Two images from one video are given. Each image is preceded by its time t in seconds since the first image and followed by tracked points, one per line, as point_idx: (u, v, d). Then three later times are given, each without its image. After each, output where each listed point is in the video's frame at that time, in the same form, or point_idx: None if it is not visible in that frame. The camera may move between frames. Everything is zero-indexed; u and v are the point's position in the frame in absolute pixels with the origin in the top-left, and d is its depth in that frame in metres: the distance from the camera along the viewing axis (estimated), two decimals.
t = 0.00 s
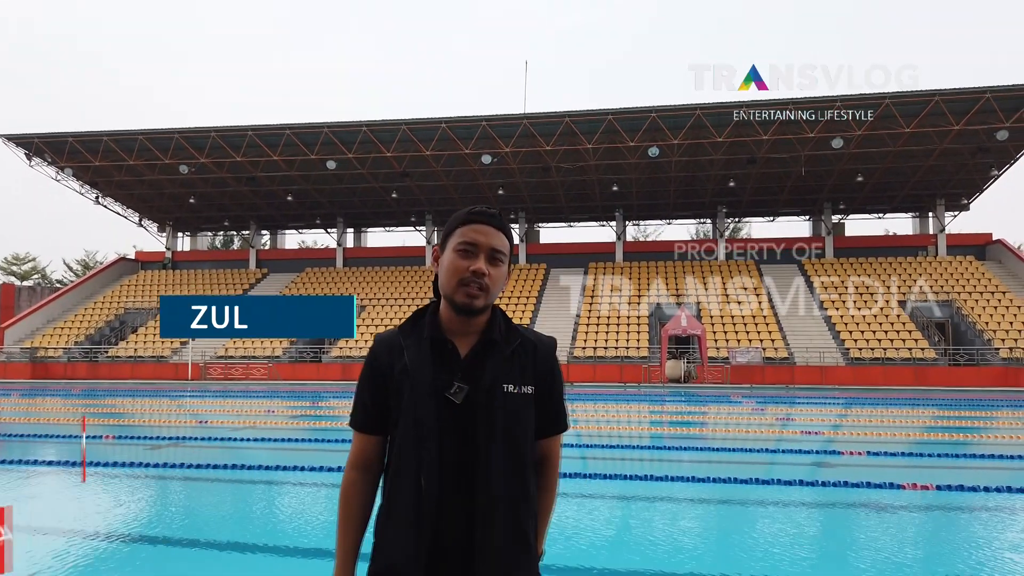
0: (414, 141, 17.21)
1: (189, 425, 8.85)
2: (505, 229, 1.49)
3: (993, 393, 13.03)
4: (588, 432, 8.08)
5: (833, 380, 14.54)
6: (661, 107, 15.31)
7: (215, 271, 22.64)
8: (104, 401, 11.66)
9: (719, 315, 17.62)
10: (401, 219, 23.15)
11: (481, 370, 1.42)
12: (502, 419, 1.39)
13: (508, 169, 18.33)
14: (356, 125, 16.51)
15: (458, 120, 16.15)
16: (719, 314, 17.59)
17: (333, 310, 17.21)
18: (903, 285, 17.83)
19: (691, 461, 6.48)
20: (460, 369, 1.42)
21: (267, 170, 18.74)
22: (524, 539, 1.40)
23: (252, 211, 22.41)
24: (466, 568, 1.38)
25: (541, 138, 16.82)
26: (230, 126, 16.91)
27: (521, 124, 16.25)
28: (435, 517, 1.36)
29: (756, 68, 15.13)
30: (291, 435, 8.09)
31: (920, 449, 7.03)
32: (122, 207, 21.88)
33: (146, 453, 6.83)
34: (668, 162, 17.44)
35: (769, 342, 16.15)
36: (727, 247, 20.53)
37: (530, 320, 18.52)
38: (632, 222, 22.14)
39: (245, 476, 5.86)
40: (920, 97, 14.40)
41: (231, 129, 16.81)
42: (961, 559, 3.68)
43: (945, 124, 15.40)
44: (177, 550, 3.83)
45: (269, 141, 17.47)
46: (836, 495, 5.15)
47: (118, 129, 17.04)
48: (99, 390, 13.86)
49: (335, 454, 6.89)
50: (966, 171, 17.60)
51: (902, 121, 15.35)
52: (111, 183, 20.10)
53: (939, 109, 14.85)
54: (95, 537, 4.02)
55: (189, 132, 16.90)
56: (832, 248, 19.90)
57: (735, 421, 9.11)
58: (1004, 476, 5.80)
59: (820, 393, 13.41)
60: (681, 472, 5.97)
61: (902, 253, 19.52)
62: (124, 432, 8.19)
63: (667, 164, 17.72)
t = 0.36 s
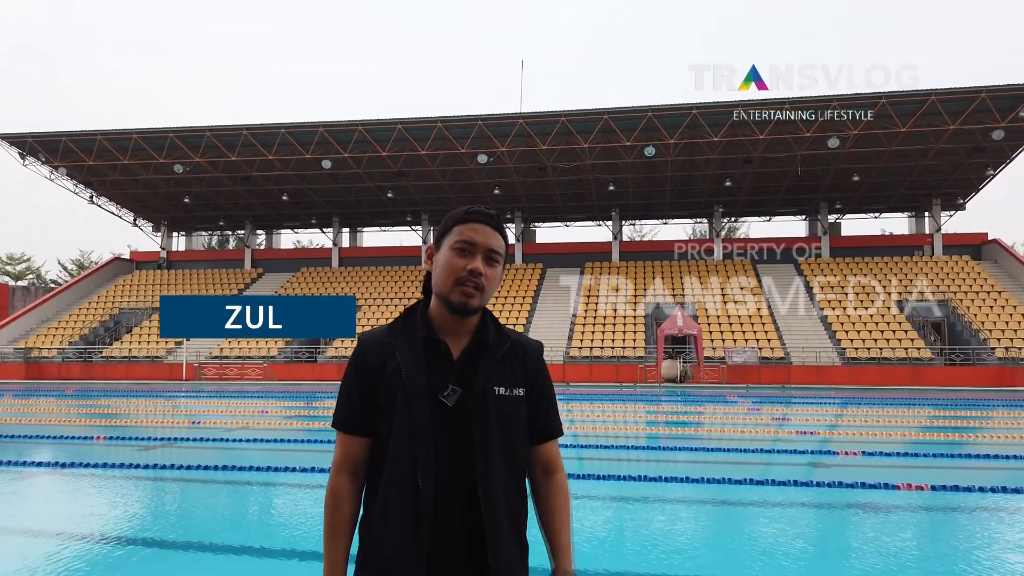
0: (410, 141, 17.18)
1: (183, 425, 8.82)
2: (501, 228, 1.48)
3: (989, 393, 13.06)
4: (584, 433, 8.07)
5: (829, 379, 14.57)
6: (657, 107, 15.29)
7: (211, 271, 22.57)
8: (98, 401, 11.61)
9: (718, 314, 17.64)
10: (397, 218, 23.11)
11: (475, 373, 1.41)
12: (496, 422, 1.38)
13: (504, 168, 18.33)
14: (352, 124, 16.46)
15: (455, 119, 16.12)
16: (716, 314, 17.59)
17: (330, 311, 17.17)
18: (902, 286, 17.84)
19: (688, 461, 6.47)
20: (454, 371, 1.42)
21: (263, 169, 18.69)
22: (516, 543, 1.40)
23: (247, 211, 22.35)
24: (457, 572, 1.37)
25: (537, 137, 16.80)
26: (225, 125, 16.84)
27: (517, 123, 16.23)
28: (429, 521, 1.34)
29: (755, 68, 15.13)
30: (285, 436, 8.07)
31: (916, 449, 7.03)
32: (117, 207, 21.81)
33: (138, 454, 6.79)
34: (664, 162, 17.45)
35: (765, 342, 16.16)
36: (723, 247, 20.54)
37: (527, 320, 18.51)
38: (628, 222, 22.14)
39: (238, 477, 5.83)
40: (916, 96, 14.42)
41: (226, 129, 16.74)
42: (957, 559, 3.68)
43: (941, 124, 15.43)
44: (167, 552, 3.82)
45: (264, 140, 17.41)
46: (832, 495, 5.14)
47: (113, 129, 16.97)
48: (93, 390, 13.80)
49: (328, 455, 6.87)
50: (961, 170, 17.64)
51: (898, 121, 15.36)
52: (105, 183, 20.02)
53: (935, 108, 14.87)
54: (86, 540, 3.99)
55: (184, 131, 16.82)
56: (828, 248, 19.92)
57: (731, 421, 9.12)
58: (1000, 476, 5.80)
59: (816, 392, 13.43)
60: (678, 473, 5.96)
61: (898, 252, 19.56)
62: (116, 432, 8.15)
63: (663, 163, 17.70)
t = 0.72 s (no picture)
0: (411, 141, 17.19)
1: (182, 425, 8.82)
2: (490, 225, 1.47)
3: (991, 393, 13.04)
4: (584, 433, 8.06)
5: (831, 379, 14.56)
6: (658, 107, 15.28)
7: (211, 271, 22.59)
8: (98, 402, 11.62)
9: (719, 314, 17.66)
10: (397, 218, 23.12)
11: (467, 372, 1.40)
12: (488, 421, 1.37)
13: (505, 168, 18.32)
14: (353, 124, 16.45)
15: (455, 119, 16.11)
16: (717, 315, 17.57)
17: (331, 311, 17.17)
18: (902, 286, 17.82)
19: (689, 461, 6.47)
20: (445, 369, 1.41)
21: (263, 169, 18.70)
22: (509, 543, 1.39)
23: (248, 211, 22.36)
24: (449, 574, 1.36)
25: (538, 137, 16.78)
26: (226, 125, 16.84)
27: (518, 123, 16.22)
28: (419, 520, 1.33)
29: (755, 68, 15.13)
30: (285, 436, 8.07)
31: (918, 450, 7.00)
32: (118, 207, 21.83)
33: (137, 454, 6.79)
34: (665, 162, 17.44)
35: (766, 343, 16.14)
36: (725, 247, 20.51)
37: (527, 320, 18.50)
38: (629, 222, 22.13)
39: (238, 478, 5.83)
40: (917, 96, 14.39)
41: (227, 129, 16.74)
42: (958, 561, 3.67)
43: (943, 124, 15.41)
44: (166, 553, 3.83)
45: (264, 140, 17.42)
46: (832, 497, 5.13)
47: (113, 128, 16.98)
48: (94, 391, 13.82)
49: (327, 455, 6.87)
50: (963, 171, 17.63)
51: (899, 120, 15.33)
52: (106, 183, 20.04)
53: (936, 108, 14.86)
54: (85, 541, 3.99)
55: (184, 131, 16.82)
56: (830, 248, 19.90)
57: (732, 421, 9.12)
58: (1002, 477, 5.78)
59: (817, 393, 13.41)
60: (678, 473, 5.95)
61: (899, 253, 19.54)
62: (115, 432, 8.15)
63: (664, 163, 17.69)
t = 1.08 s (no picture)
0: (411, 141, 17.20)
1: (183, 425, 8.83)
2: (487, 222, 1.45)
3: (993, 395, 13.00)
4: (585, 433, 8.06)
5: (833, 380, 14.54)
6: (660, 107, 15.27)
7: (213, 271, 22.61)
8: (99, 402, 11.63)
9: (719, 312, 17.76)
10: (399, 218, 23.12)
11: (465, 371, 1.39)
12: (485, 419, 1.35)
13: (506, 168, 18.33)
14: (354, 125, 16.44)
15: (456, 119, 16.11)
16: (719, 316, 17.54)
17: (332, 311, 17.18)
18: (903, 286, 17.84)
19: (690, 462, 6.46)
20: (443, 369, 1.40)
21: (265, 169, 18.71)
22: (508, 544, 1.37)
23: (249, 211, 22.38)
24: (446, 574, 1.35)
25: (539, 137, 16.79)
26: (227, 125, 16.83)
27: (519, 123, 16.22)
28: (416, 519, 1.33)
29: (755, 67, 15.12)
30: (286, 436, 8.07)
31: (920, 451, 6.99)
32: (119, 207, 21.85)
33: (137, 455, 6.80)
34: (666, 162, 17.44)
35: (768, 343, 16.12)
36: (726, 247, 20.47)
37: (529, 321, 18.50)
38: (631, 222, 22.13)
39: (238, 478, 5.83)
40: (919, 97, 14.37)
41: (228, 129, 16.75)
42: (959, 562, 3.66)
43: (944, 124, 15.39)
44: (165, 554, 3.82)
45: (265, 140, 17.43)
46: (833, 498, 5.12)
47: (114, 129, 17.00)
48: (95, 391, 13.83)
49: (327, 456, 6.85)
50: (965, 171, 17.60)
51: (901, 121, 15.31)
52: (107, 183, 20.06)
53: (938, 108, 14.84)
54: (84, 542, 3.98)
55: (185, 131, 16.83)
56: (832, 248, 19.88)
57: (734, 422, 9.11)
58: (1005, 478, 5.76)
59: (819, 394, 13.39)
60: (679, 474, 5.95)
61: (902, 253, 19.51)
62: (116, 432, 8.15)
63: (666, 163, 17.69)
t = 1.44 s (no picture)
0: (414, 145, 17.22)
1: (184, 429, 8.81)
2: (494, 216, 1.44)
3: (997, 400, 12.95)
4: (587, 438, 8.04)
5: (835, 386, 14.49)
6: (662, 111, 15.28)
7: (214, 276, 22.62)
8: (100, 405, 11.62)
9: (720, 315, 17.85)
10: (401, 223, 23.15)
11: (471, 368, 1.38)
12: (492, 416, 1.34)
13: (508, 173, 18.37)
14: (356, 129, 16.46)
15: (459, 124, 16.13)
16: (720, 320, 17.53)
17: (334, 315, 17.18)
18: (902, 287, 18.06)
19: (692, 467, 6.44)
20: (449, 365, 1.39)
21: (267, 173, 18.75)
22: (514, 544, 1.35)
23: (251, 216, 22.42)
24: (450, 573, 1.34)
25: (541, 142, 16.82)
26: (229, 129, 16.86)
27: (521, 128, 16.24)
28: (420, 517, 1.32)
29: (755, 68, 15.14)
30: (287, 440, 8.05)
31: (924, 456, 6.96)
32: (122, 211, 21.90)
33: (138, 458, 6.78)
34: (668, 167, 17.46)
35: (770, 348, 16.09)
36: (729, 252, 20.42)
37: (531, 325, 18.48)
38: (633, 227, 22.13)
39: (240, 482, 5.81)
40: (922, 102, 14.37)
41: (230, 134, 16.78)
42: (965, 567, 3.64)
43: (947, 129, 15.40)
44: (165, 559, 3.79)
45: (268, 145, 17.45)
46: (837, 503, 5.09)
47: (116, 133, 17.04)
48: (96, 394, 13.80)
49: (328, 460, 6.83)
50: (968, 176, 17.60)
51: (903, 126, 15.31)
52: (110, 187, 20.10)
53: (940, 113, 14.85)
54: (84, 546, 3.96)
55: (188, 136, 16.87)
56: (834, 254, 19.87)
57: (736, 427, 9.09)
58: (1009, 484, 5.74)
59: (822, 399, 13.36)
60: (681, 479, 5.93)
61: (904, 258, 19.49)
62: (116, 437, 8.13)
63: (668, 168, 17.71)
